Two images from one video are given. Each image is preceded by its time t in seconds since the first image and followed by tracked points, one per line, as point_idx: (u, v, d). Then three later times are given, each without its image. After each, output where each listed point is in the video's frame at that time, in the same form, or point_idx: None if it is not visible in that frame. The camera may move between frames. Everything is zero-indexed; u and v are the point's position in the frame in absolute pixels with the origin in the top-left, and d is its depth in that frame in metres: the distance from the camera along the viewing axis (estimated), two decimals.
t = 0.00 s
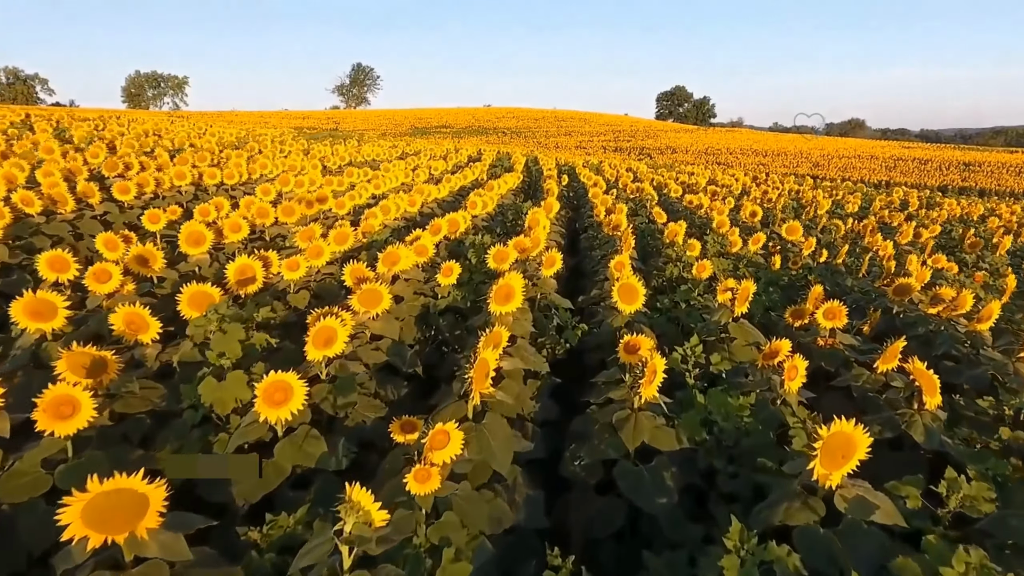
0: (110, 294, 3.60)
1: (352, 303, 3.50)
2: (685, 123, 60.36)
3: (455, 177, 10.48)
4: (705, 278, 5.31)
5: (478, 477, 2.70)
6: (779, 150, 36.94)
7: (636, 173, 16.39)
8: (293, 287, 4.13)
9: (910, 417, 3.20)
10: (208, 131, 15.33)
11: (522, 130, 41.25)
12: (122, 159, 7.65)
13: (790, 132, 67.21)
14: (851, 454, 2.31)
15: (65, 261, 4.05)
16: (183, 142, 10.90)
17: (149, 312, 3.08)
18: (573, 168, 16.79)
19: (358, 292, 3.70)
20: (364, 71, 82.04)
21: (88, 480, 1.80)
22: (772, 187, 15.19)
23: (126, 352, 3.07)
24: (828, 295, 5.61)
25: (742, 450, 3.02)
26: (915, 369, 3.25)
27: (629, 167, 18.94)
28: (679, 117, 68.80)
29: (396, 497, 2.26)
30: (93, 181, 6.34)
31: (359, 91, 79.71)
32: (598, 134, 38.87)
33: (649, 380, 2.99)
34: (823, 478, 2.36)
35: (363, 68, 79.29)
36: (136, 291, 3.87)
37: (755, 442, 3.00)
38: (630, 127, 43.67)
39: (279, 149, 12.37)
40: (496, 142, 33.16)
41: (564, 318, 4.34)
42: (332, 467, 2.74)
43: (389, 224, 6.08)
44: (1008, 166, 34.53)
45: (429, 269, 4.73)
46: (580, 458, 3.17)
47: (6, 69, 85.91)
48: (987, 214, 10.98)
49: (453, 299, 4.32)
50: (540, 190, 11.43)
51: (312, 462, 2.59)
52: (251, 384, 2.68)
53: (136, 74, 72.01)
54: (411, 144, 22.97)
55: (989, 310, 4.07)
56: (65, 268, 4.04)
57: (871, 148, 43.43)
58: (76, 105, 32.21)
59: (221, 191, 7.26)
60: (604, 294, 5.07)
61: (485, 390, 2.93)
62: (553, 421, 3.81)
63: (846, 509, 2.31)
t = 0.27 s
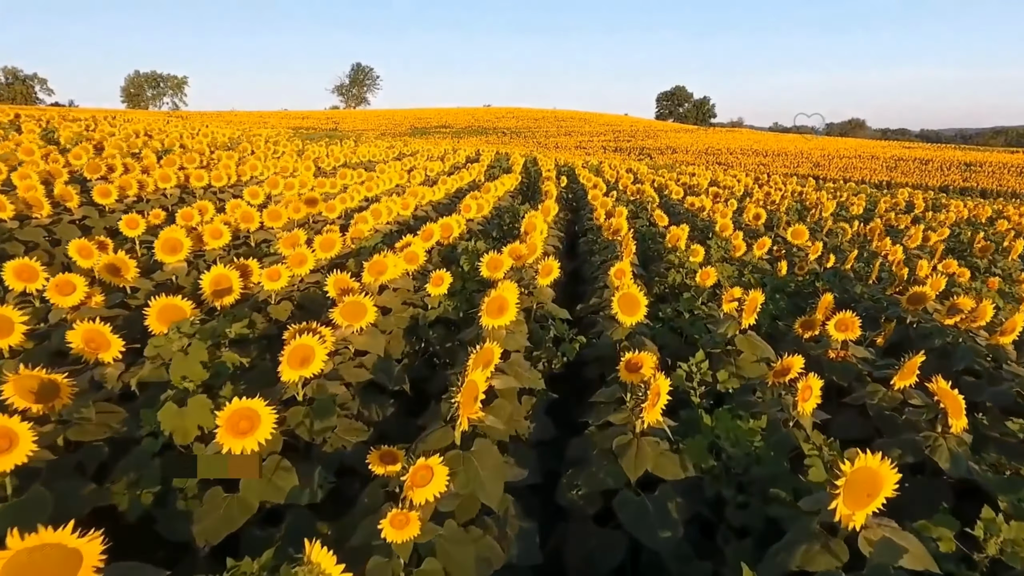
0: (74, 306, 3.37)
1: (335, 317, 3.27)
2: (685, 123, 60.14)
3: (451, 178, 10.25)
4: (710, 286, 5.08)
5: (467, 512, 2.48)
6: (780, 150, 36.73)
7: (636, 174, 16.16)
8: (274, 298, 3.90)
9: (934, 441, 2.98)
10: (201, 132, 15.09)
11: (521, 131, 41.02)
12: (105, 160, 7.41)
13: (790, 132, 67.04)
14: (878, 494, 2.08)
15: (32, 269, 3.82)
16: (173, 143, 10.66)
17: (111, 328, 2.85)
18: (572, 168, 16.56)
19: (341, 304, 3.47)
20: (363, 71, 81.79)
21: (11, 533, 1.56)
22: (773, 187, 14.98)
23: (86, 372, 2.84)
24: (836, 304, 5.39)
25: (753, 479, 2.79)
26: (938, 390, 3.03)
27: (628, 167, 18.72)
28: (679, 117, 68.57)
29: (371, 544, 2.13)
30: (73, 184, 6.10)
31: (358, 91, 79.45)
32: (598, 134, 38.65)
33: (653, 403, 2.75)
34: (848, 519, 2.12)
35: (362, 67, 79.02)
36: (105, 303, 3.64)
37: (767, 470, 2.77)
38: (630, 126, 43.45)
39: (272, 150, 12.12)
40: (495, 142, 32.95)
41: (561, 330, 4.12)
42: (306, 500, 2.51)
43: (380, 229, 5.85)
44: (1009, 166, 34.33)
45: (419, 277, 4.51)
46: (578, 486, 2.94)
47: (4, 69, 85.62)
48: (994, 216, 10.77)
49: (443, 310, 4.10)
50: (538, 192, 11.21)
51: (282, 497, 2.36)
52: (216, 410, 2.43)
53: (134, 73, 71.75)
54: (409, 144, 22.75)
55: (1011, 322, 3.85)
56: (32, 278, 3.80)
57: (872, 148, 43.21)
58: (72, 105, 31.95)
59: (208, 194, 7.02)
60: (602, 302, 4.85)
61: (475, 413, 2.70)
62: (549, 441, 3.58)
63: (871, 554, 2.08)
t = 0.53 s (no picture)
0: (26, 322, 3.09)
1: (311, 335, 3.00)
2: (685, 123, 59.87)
3: (447, 179, 9.99)
4: (716, 295, 4.81)
5: (449, 563, 2.21)
6: (781, 150, 36.46)
7: (637, 175, 15.90)
8: (249, 311, 3.63)
9: (969, 474, 2.71)
10: (194, 133, 14.84)
11: (521, 131, 40.74)
12: (86, 161, 7.14)
13: (791, 132, 66.77)
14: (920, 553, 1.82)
15: None
16: (162, 143, 10.39)
17: (57, 349, 2.56)
18: (572, 169, 16.29)
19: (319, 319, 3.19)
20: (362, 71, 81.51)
21: None
22: (777, 188, 14.71)
23: (32, 397, 2.58)
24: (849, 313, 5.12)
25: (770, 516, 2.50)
26: (971, 416, 2.76)
27: (629, 167, 18.45)
28: (679, 117, 68.30)
29: None
30: (49, 188, 5.83)
31: (358, 91, 79.18)
32: (598, 134, 38.38)
33: (659, 435, 2.47)
34: None
35: (361, 67, 78.75)
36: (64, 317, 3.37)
37: (785, 507, 2.48)
38: (631, 127, 43.27)
39: (265, 150, 11.86)
40: (495, 142, 32.69)
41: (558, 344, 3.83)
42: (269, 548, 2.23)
43: (370, 234, 5.59)
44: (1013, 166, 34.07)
45: (408, 287, 4.24)
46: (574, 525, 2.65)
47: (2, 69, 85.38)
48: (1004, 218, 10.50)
49: (432, 324, 3.82)
50: (537, 193, 10.94)
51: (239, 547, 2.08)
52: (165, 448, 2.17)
53: (133, 73, 71.48)
54: (407, 145, 22.49)
55: None
56: None
57: (873, 148, 42.99)
58: (68, 106, 31.66)
59: (192, 197, 6.75)
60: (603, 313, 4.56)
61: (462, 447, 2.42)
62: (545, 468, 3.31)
63: None
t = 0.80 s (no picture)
0: None
1: (287, 355, 2.79)
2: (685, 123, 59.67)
3: (444, 181, 9.76)
4: (723, 304, 4.57)
5: None
6: (782, 150, 36.23)
7: (638, 175, 15.66)
8: (226, 324, 3.39)
9: (1007, 509, 2.46)
10: (188, 133, 14.60)
11: (521, 131, 40.49)
12: (69, 163, 6.89)
13: (792, 132, 66.50)
14: None
15: None
16: (152, 143, 10.15)
17: None
18: (572, 170, 16.07)
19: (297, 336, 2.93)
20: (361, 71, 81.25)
21: None
22: (780, 190, 14.47)
23: None
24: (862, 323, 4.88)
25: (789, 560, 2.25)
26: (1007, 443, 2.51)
27: (630, 168, 18.22)
28: (680, 117, 68.07)
29: None
30: (26, 192, 5.58)
31: (357, 91, 78.92)
32: (598, 134, 38.14)
33: (667, 470, 2.23)
34: None
35: (361, 67, 78.49)
36: (25, 331, 3.14)
37: (806, 549, 2.22)
38: (631, 127, 43.04)
39: (258, 151, 11.62)
40: (494, 142, 32.48)
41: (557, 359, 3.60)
42: None
43: (361, 240, 5.36)
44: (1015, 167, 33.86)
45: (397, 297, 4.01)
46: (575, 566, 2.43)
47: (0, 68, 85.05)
48: (1012, 220, 10.30)
49: (422, 337, 3.59)
50: (536, 195, 10.71)
51: None
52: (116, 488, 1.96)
53: (131, 71, 70.99)
54: (405, 145, 22.26)
55: None
56: None
57: (874, 148, 42.76)
58: (66, 106, 31.47)
59: (178, 200, 6.52)
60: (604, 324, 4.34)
61: (449, 484, 2.19)
62: (541, 496, 3.12)
63: None
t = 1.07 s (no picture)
0: None
1: (256, 381, 2.53)
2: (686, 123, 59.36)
3: (441, 183, 9.50)
4: (732, 316, 4.29)
5: None
6: (784, 150, 35.95)
7: (639, 176, 15.40)
8: (195, 343, 3.11)
9: None
10: (182, 134, 14.35)
11: (520, 131, 40.22)
12: (49, 165, 6.63)
13: (793, 132, 66.23)
14: None
15: None
16: (141, 144, 9.89)
17: None
18: (572, 171, 15.83)
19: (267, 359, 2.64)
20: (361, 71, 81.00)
21: None
22: (785, 190, 14.21)
23: None
24: (879, 336, 4.61)
25: None
26: None
27: (631, 169, 17.96)
28: (680, 117, 67.77)
29: None
30: None
31: (357, 91, 78.64)
32: (598, 134, 37.89)
33: (681, 522, 1.95)
34: None
35: (362, 67, 78.24)
36: None
37: None
38: (632, 127, 42.78)
39: (251, 152, 11.36)
40: (494, 143, 32.23)
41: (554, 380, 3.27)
42: None
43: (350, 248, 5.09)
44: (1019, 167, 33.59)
45: (383, 310, 3.74)
46: None
47: None
48: None
49: (409, 356, 3.29)
50: (535, 198, 10.44)
51: None
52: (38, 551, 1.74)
53: (130, 71, 70.75)
54: (404, 146, 22.01)
55: None
56: None
57: (877, 148, 42.44)
58: (62, 107, 31.21)
59: (162, 204, 6.26)
60: (609, 338, 4.07)
61: (428, 539, 1.92)
62: (538, 533, 2.87)
63: None
